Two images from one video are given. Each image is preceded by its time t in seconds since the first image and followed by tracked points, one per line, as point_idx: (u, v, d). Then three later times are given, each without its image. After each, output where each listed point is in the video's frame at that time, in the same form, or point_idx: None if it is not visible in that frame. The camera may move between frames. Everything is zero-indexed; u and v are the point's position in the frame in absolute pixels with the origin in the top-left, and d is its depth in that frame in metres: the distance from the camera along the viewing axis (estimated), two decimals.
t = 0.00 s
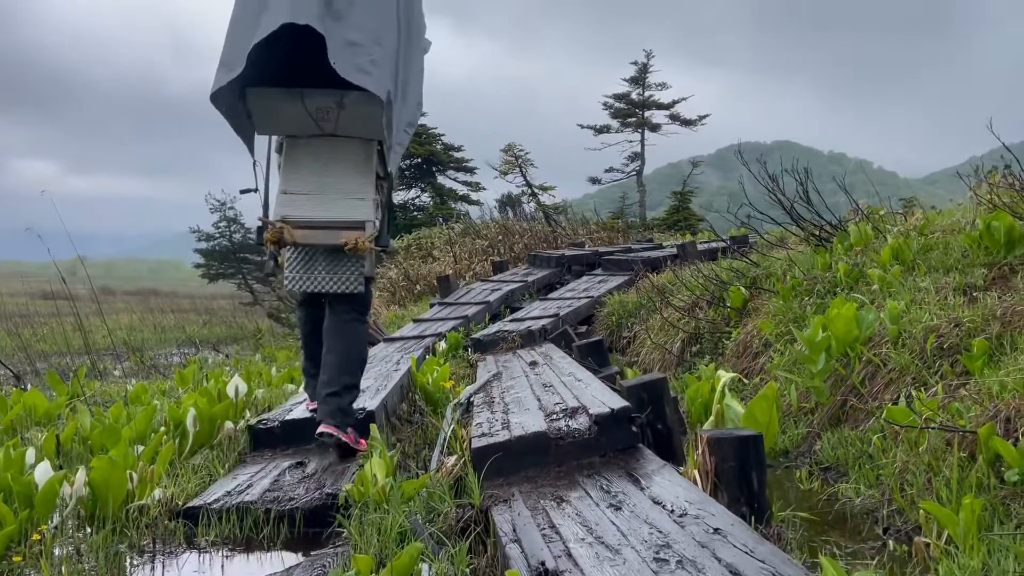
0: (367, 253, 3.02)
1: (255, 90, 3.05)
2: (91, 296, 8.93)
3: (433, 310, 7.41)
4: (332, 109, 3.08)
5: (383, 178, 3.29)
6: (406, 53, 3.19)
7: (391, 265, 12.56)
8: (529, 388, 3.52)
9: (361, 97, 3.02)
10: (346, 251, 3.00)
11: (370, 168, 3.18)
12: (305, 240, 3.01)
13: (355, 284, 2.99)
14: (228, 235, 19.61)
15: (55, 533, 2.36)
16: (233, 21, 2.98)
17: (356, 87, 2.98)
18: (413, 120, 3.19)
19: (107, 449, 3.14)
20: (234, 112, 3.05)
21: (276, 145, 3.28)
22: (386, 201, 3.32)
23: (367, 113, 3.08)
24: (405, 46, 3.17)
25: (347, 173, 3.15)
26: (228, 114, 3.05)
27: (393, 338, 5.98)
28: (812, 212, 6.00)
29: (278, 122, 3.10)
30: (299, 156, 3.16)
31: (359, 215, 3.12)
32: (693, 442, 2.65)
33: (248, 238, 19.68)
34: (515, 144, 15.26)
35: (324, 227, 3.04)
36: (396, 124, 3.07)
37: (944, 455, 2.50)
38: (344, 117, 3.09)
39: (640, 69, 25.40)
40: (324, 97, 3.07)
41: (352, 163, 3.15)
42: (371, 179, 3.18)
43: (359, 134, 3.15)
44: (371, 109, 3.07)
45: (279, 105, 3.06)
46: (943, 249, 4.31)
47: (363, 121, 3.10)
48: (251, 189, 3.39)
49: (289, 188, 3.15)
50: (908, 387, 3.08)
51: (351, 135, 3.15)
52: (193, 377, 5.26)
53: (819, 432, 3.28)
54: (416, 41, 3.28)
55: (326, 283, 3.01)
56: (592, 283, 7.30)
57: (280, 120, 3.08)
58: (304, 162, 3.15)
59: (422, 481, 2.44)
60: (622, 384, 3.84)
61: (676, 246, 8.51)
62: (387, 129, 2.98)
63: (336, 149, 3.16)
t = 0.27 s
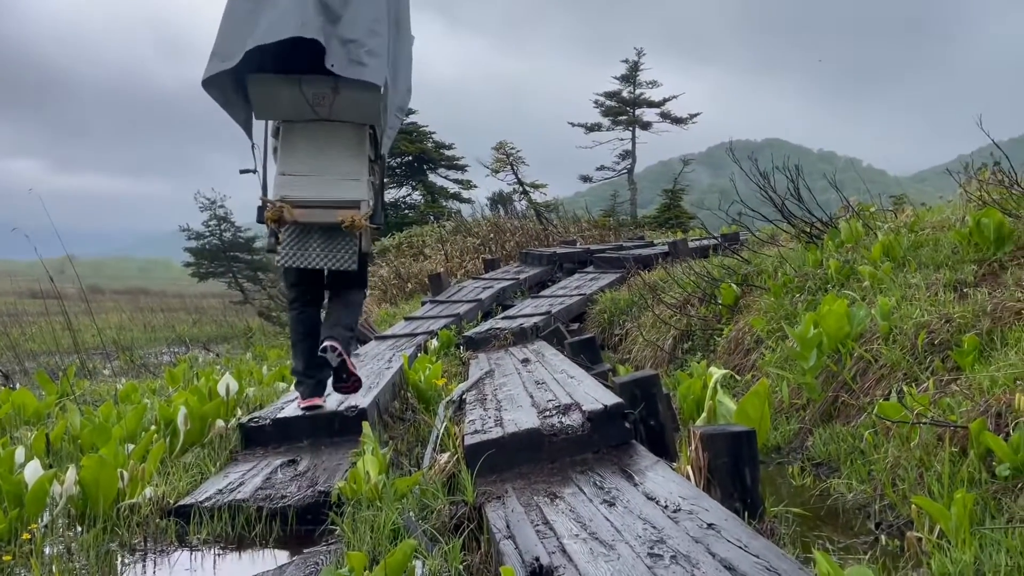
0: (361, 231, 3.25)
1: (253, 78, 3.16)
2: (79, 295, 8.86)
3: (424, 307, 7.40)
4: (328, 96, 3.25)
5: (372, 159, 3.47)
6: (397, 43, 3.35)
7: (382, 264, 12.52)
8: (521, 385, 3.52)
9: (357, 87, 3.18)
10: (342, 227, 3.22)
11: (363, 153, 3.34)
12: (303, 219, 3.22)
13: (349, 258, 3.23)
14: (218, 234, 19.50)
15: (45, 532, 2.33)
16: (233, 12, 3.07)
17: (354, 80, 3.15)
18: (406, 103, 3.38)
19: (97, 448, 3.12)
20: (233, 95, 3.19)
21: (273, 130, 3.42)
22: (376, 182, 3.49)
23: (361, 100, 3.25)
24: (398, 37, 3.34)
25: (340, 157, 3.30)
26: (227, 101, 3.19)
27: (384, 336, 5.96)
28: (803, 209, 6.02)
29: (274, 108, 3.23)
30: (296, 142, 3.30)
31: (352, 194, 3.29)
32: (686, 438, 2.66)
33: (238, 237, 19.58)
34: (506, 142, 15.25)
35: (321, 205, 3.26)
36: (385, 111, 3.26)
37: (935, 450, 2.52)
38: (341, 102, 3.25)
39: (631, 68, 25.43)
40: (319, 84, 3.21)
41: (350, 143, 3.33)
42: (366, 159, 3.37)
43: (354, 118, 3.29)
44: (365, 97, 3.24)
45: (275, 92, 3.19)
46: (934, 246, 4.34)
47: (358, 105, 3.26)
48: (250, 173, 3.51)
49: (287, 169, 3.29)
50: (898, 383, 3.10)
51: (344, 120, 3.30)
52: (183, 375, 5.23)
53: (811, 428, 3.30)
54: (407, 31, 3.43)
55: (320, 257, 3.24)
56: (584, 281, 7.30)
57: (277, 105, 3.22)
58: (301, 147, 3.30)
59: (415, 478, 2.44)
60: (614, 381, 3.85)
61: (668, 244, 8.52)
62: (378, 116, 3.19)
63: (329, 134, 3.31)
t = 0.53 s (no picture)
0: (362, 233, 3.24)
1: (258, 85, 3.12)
2: (72, 294, 8.83)
3: (418, 305, 7.39)
4: (328, 104, 3.17)
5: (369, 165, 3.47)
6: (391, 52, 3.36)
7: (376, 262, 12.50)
8: (515, 382, 3.53)
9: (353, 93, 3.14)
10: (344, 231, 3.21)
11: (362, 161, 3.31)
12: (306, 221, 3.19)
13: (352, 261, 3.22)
14: (211, 232, 19.45)
15: (38, 530, 2.33)
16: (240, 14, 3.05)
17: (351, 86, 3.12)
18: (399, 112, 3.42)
19: (90, 446, 3.11)
20: (238, 101, 3.16)
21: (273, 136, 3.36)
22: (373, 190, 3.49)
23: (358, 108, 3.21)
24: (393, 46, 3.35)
25: (342, 164, 3.27)
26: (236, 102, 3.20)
27: (378, 334, 5.96)
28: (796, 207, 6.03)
29: (275, 115, 3.17)
30: (297, 149, 3.25)
31: (352, 199, 3.26)
32: (678, 435, 2.67)
33: (231, 235, 19.54)
34: (499, 140, 15.25)
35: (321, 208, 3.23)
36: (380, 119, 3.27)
37: (927, 446, 2.53)
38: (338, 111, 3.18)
39: (624, 66, 25.48)
40: (320, 93, 3.16)
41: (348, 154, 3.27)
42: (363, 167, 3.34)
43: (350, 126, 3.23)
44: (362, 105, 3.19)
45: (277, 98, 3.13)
46: (925, 244, 4.36)
47: (354, 114, 3.21)
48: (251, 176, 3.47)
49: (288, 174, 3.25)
50: (890, 379, 3.11)
51: (344, 128, 3.25)
52: (175, 373, 5.21)
53: (803, 424, 3.32)
54: (402, 39, 3.47)
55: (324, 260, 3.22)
56: (577, 279, 7.31)
57: (278, 113, 3.16)
58: (302, 154, 3.25)
59: (409, 475, 2.44)
60: (608, 378, 3.86)
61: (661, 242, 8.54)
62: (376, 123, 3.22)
63: (330, 141, 3.26)
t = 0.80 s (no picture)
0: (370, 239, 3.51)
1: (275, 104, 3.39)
2: (68, 292, 8.80)
3: (415, 303, 7.39)
4: (338, 122, 3.46)
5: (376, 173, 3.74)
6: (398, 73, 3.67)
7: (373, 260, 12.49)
8: (513, 379, 3.53)
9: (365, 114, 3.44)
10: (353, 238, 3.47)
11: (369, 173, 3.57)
12: (318, 228, 3.43)
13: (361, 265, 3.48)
14: (208, 230, 19.42)
15: (35, 526, 2.33)
16: (260, 44, 3.33)
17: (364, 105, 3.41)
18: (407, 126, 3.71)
19: (87, 444, 3.11)
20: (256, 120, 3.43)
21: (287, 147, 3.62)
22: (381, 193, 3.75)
23: (367, 124, 3.50)
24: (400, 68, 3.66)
25: (349, 175, 3.53)
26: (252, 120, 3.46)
27: (375, 332, 5.96)
28: (793, 204, 6.04)
29: (290, 131, 3.45)
30: (308, 161, 3.51)
31: (360, 207, 3.49)
32: (676, 431, 2.67)
33: (228, 233, 19.51)
34: (497, 138, 15.23)
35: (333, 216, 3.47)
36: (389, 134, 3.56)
37: (923, 442, 2.54)
38: (348, 129, 3.46)
39: (621, 64, 25.47)
40: (331, 111, 3.45)
41: (355, 166, 3.53)
42: (370, 175, 3.59)
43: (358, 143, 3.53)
44: (372, 123, 3.49)
45: (293, 118, 3.42)
46: (922, 241, 4.37)
47: (364, 130, 3.48)
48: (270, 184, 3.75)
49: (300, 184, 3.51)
50: (887, 375, 3.12)
51: (352, 139, 3.51)
52: (173, 371, 5.20)
53: (800, 421, 3.32)
54: (404, 58, 3.75)
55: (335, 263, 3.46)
56: (575, 277, 7.32)
57: (292, 129, 3.44)
58: (314, 164, 3.51)
59: (406, 471, 2.44)
60: (605, 375, 3.86)
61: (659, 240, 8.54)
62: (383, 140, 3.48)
63: (339, 155, 3.53)
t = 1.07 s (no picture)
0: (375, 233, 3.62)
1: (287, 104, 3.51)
2: (68, 291, 8.81)
3: (415, 302, 7.40)
4: (344, 121, 3.56)
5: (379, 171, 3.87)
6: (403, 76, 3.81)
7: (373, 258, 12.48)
8: (512, 378, 3.54)
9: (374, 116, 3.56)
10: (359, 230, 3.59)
11: (374, 170, 3.67)
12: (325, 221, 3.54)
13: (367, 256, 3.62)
14: (208, 229, 19.43)
15: (36, 527, 2.33)
16: (273, 54, 3.47)
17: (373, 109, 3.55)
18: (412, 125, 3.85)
19: (87, 443, 3.11)
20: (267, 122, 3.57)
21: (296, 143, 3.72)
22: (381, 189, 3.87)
23: (373, 124, 3.61)
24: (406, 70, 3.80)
25: (354, 172, 3.62)
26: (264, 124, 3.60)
27: (375, 331, 5.96)
28: (792, 202, 6.04)
29: (299, 131, 3.55)
30: (315, 157, 3.60)
31: (365, 202, 3.59)
32: (675, 429, 2.67)
33: (227, 232, 19.51)
34: (496, 136, 15.23)
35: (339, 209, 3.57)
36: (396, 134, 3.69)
37: (923, 440, 2.54)
38: (355, 128, 3.57)
39: (620, 62, 25.47)
40: (338, 110, 3.54)
41: (360, 163, 3.63)
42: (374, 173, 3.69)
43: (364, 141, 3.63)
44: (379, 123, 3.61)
45: (304, 117, 3.52)
46: (921, 238, 4.37)
47: (371, 129, 3.60)
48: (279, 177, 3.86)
49: (308, 179, 3.60)
50: (887, 373, 3.12)
51: (357, 138, 3.61)
52: (173, 371, 5.21)
53: (800, 419, 3.33)
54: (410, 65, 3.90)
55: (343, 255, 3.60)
56: (574, 275, 7.32)
57: (301, 128, 3.54)
58: (321, 160, 3.60)
59: (406, 470, 2.44)
60: (605, 373, 3.86)
61: (658, 238, 8.54)
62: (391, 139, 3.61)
63: (345, 152, 3.62)
